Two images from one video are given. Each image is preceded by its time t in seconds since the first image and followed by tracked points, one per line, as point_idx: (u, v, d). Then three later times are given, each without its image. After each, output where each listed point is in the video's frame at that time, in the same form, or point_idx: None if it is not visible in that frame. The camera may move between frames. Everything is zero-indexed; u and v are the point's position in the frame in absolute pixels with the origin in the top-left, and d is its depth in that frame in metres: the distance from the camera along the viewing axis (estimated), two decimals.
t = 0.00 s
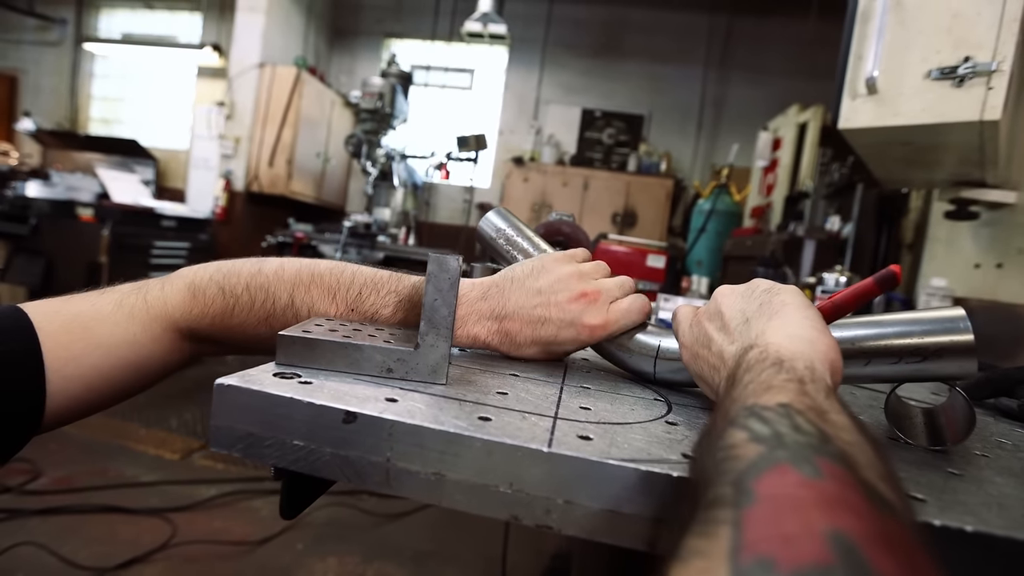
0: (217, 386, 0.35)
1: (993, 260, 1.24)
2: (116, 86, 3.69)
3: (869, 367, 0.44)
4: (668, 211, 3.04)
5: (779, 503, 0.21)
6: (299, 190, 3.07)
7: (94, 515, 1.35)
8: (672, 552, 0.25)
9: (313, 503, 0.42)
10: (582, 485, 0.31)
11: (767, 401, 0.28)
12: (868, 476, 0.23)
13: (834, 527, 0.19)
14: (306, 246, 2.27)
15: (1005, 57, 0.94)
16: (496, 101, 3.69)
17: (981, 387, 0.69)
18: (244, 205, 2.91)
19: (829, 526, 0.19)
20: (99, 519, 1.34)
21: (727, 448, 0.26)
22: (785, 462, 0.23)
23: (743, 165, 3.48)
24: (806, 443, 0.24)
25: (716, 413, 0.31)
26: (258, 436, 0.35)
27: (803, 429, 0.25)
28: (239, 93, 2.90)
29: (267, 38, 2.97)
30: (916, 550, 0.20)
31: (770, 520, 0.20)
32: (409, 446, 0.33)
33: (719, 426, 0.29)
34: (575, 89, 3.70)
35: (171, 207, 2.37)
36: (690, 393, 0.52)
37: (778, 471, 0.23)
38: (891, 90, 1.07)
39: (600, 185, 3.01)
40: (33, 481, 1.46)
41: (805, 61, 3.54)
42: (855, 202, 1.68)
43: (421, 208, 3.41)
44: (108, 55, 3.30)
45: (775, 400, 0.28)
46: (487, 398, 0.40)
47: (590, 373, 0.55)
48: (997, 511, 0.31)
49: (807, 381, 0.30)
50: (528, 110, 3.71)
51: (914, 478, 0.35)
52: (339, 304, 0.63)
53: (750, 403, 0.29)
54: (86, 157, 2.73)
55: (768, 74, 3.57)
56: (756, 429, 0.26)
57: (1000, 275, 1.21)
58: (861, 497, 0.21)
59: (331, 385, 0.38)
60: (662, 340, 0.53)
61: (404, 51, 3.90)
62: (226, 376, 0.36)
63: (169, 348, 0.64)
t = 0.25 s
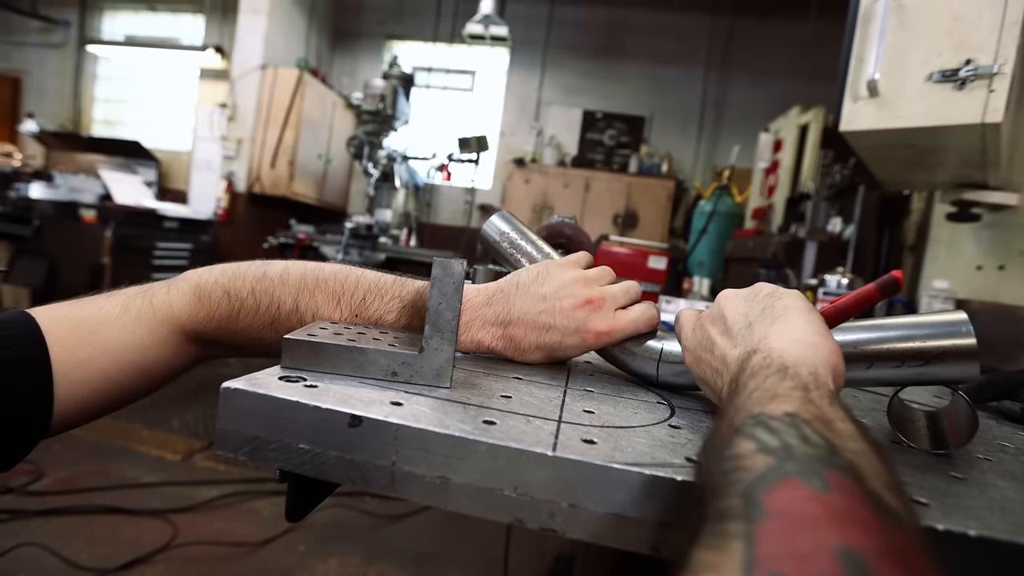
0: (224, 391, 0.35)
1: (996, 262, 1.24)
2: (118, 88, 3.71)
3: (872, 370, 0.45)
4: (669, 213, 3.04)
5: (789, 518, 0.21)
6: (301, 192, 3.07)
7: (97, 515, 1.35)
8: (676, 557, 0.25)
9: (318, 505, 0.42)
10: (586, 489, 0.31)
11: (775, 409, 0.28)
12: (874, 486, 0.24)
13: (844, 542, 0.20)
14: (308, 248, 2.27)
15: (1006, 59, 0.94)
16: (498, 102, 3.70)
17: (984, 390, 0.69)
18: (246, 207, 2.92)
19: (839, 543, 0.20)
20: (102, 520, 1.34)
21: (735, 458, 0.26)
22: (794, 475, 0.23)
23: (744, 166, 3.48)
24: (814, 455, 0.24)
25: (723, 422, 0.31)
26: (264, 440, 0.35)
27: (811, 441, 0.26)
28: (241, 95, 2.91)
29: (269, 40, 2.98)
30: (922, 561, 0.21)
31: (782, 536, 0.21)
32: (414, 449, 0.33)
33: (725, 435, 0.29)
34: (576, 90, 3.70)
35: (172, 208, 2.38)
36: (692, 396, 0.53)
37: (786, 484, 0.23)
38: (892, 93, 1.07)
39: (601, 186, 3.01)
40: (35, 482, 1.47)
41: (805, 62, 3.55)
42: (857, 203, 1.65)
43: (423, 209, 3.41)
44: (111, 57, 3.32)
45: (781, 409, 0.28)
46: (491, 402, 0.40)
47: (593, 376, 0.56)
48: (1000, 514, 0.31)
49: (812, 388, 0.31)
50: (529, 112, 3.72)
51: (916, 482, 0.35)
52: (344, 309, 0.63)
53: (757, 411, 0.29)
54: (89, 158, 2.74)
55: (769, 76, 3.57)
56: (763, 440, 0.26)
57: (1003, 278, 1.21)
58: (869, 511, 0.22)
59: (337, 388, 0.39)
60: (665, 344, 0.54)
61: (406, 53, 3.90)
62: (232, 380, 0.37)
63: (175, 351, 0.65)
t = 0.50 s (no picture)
0: (230, 390, 0.35)
1: (997, 263, 1.24)
2: (121, 89, 3.72)
3: (873, 371, 0.45)
4: (671, 214, 3.04)
5: (801, 530, 0.22)
6: (302, 193, 3.08)
7: (99, 516, 1.36)
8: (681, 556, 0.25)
9: (323, 504, 0.42)
10: (590, 487, 0.31)
11: (779, 411, 0.29)
12: (879, 493, 0.24)
13: (854, 555, 0.20)
14: (310, 248, 2.27)
15: (1008, 61, 0.94)
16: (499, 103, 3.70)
17: (985, 391, 0.69)
18: (247, 207, 2.92)
19: (849, 556, 0.20)
20: (104, 520, 1.35)
21: (740, 465, 0.26)
22: (803, 483, 0.24)
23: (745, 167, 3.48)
24: (822, 462, 0.25)
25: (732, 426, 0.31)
26: (270, 439, 0.35)
27: (818, 447, 0.26)
28: (243, 97, 2.92)
29: (272, 41, 2.99)
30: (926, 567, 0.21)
31: (792, 549, 0.21)
32: (419, 448, 0.33)
33: (729, 440, 0.29)
34: (578, 91, 3.71)
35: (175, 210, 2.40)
36: (694, 396, 0.53)
37: (795, 494, 0.23)
38: (894, 95, 1.07)
39: (603, 187, 3.02)
40: (38, 482, 1.48)
41: (807, 63, 3.55)
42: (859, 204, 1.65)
43: (425, 210, 3.41)
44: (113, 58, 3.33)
45: (786, 413, 0.29)
46: (495, 401, 0.41)
47: (596, 377, 0.56)
48: (1001, 514, 0.31)
49: (815, 391, 0.31)
50: (531, 113, 3.72)
51: (919, 482, 0.35)
52: (348, 308, 0.64)
53: (762, 415, 0.29)
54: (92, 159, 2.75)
55: (771, 76, 3.57)
56: (770, 446, 0.26)
57: (1005, 279, 1.21)
58: (877, 520, 0.22)
59: (342, 388, 0.39)
60: (667, 344, 0.54)
61: (408, 54, 3.91)
62: (239, 379, 0.37)
63: (181, 349, 0.65)
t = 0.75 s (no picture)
0: (234, 391, 0.36)
1: (998, 265, 1.23)
2: (124, 90, 3.74)
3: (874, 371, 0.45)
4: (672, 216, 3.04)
5: None
6: (304, 194, 3.09)
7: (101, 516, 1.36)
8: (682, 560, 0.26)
9: (326, 504, 0.43)
10: (591, 488, 0.32)
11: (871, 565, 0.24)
12: None
13: None
14: (312, 249, 2.28)
15: (1008, 63, 0.94)
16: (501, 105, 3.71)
17: (986, 392, 0.69)
18: (249, 208, 2.93)
19: None
20: (106, 521, 1.35)
21: None
22: None
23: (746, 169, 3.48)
24: None
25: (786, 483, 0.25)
26: (273, 439, 0.35)
27: None
28: (245, 98, 2.93)
29: (274, 43, 3.01)
30: None
31: None
32: (421, 449, 0.34)
33: None
34: (579, 93, 3.71)
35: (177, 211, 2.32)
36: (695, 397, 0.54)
37: None
38: (894, 97, 1.07)
39: (604, 188, 3.02)
40: (40, 482, 1.48)
41: (808, 65, 3.55)
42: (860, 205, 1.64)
43: (426, 212, 3.41)
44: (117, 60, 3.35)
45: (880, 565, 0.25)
46: (496, 402, 0.41)
47: (597, 378, 0.56)
48: (999, 515, 0.31)
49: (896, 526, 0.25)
50: (532, 114, 3.73)
51: (919, 484, 0.35)
52: (351, 308, 0.64)
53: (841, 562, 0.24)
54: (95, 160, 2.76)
55: (772, 78, 3.57)
56: None
57: (1005, 280, 1.20)
58: None
59: (344, 388, 0.39)
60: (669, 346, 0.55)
61: (409, 56, 3.93)
62: (242, 380, 0.37)
63: (184, 348, 0.65)
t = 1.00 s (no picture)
0: (237, 388, 0.36)
1: (999, 266, 1.23)
2: (126, 91, 3.75)
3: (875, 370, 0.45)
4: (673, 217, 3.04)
5: None
6: (306, 195, 3.09)
7: (102, 516, 1.37)
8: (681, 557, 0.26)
9: (328, 502, 0.43)
10: (592, 485, 0.32)
11: None
12: None
13: None
14: (314, 250, 2.29)
15: (1009, 64, 0.94)
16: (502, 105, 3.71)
17: (985, 392, 0.69)
18: (251, 209, 2.93)
19: None
20: (107, 521, 1.36)
21: None
22: None
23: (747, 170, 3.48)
24: None
25: None
26: (276, 437, 0.36)
27: None
28: (247, 99, 2.94)
29: (276, 44, 3.01)
30: None
31: None
32: (423, 446, 0.34)
33: None
34: (580, 94, 3.72)
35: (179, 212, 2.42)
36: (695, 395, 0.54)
37: None
38: (894, 99, 1.07)
39: (605, 189, 3.02)
40: (42, 482, 1.49)
41: (810, 66, 3.55)
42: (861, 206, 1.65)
43: (428, 213, 3.42)
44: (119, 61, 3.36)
45: None
46: (497, 401, 0.41)
47: (598, 377, 0.57)
48: (997, 512, 0.32)
49: None
50: (533, 115, 3.73)
51: (916, 483, 0.35)
52: (353, 308, 0.64)
53: None
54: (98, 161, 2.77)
55: (774, 79, 3.57)
56: None
57: (1006, 281, 1.20)
58: None
59: (346, 387, 0.40)
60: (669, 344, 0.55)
61: (411, 57, 3.93)
62: (245, 378, 0.38)
63: (187, 348, 0.66)
